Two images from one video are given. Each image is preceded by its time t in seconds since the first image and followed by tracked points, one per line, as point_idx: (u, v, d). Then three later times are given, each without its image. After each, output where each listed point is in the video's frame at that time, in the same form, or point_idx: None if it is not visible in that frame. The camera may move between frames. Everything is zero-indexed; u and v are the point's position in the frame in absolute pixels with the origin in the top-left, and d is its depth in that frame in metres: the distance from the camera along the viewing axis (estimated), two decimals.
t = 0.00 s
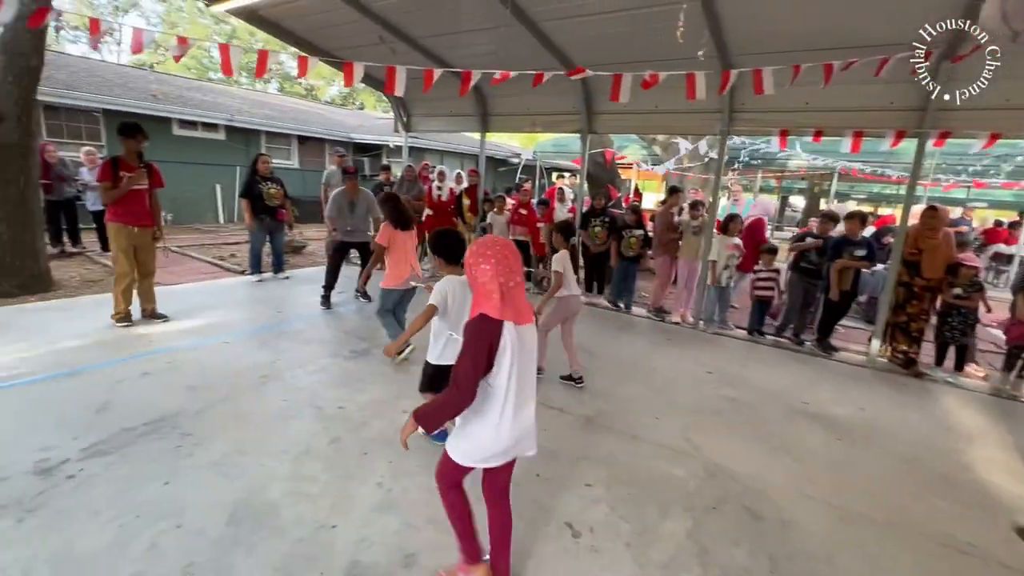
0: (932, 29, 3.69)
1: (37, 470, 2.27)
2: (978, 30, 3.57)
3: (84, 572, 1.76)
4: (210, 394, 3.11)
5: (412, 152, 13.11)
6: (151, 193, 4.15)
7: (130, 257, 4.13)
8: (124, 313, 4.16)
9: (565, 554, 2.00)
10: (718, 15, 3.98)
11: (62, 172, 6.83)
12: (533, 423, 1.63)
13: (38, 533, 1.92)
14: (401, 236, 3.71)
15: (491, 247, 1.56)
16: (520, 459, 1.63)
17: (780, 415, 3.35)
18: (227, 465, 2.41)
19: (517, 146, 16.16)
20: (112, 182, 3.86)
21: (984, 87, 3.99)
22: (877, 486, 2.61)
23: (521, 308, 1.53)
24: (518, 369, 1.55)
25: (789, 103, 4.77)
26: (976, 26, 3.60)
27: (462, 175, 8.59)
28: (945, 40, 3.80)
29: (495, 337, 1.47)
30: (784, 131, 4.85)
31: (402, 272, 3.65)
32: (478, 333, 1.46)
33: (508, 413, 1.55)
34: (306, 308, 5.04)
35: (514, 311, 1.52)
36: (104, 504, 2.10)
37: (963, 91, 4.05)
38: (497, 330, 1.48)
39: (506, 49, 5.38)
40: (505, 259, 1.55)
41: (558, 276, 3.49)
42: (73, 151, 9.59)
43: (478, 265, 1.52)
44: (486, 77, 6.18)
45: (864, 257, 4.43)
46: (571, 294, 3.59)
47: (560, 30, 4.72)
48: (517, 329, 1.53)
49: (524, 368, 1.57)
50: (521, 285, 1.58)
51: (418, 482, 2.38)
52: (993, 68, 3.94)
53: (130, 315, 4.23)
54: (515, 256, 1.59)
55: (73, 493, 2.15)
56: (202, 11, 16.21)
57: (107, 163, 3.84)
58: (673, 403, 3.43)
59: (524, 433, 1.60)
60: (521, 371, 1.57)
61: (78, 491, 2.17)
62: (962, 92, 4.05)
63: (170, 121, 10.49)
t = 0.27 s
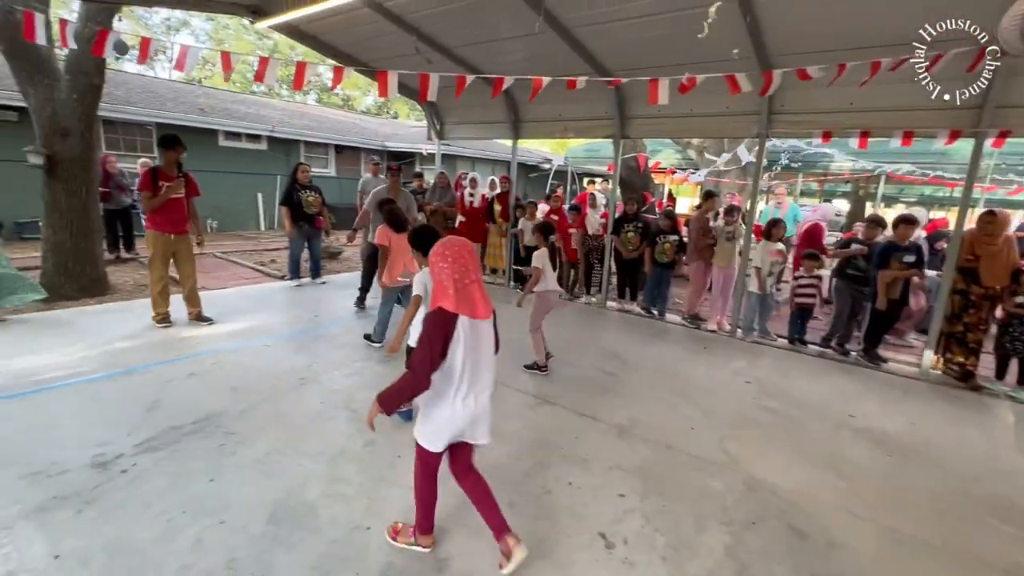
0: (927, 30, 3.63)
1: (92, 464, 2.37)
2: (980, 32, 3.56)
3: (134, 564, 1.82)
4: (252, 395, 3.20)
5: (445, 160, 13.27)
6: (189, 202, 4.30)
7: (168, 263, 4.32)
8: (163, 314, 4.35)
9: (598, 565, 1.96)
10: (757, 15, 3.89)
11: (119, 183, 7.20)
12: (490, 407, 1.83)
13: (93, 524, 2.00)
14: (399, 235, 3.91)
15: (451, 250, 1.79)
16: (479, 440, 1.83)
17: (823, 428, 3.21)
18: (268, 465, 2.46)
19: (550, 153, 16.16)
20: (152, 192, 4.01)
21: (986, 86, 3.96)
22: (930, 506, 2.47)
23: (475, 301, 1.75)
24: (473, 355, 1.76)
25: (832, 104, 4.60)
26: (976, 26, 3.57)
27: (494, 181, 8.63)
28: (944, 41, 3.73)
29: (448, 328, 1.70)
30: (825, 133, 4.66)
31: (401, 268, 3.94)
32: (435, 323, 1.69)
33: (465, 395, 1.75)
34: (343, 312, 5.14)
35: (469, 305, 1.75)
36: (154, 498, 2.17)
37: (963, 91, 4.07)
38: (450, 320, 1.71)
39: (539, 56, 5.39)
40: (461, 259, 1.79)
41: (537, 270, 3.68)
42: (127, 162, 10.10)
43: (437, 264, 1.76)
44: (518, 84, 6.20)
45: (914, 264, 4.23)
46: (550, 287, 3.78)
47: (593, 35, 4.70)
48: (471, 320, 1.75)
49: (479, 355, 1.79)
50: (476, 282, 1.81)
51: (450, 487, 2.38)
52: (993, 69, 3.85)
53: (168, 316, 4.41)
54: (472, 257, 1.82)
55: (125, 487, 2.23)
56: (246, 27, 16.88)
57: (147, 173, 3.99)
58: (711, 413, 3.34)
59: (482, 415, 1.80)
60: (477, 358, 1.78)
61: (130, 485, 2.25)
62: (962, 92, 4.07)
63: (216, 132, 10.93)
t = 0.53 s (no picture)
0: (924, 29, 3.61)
1: (137, 462, 2.45)
2: (979, 32, 3.52)
3: (175, 560, 1.86)
4: (285, 397, 3.26)
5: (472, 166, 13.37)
6: (218, 209, 4.42)
7: (200, 268, 4.44)
8: (201, 317, 4.48)
9: None
10: (791, 15, 3.80)
11: (163, 191, 7.48)
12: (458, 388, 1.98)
13: (137, 520, 2.06)
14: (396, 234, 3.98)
15: (424, 241, 1.86)
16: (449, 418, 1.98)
17: (862, 440, 3.09)
18: (301, 466, 2.50)
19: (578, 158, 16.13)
20: (184, 199, 4.14)
21: (985, 86, 3.93)
22: (978, 525, 2.34)
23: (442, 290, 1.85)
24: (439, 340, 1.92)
25: (871, 105, 4.43)
26: (976, 26, 3.52)
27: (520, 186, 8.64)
28: (945, 41, 3.68)
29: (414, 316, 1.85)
30: (865, 134, 4.56)
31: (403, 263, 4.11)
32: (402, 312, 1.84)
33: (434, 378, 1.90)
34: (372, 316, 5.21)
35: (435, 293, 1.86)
36: (193, 496, 2.22)
37: (963, 91, 4.04)
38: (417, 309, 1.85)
39: (566, 62, 5.39)
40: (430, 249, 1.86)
41: (521, 268, 4.12)
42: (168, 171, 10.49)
43: (406, 255, 1.85)
44: (546, 90, 6.20)
45: (961, 270, 4.05)
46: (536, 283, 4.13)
47: (622, 40, 4.67)
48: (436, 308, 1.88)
49: (445, 339, 1.94)
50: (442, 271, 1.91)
51: (478, 492, 2.38)
52: (992, 69, 3.80)
53: (206, 320, 4.55)
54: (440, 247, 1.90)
55: (167, 485, 2.29)
56: (280, 39, 17.38)
57: (180, 182, 4.13)
58: (744, 423, 3.25)
59: (451, 395, 1.94)
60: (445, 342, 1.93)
61: (171, 483, 2.31)
62: (962, 92, 4.04)
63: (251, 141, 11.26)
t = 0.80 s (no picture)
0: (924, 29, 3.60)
1: (176, 460, 2.53)
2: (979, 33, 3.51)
3: (212, 557, 1.91)
4: (315, 399, 3.32)
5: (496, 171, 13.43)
6: (251, 215, 4.53)
7: (232, 272, 4.55)
8: (235, 320, 4.62)
9: None
10: (824, 15, 3.72)
11: (199, 198, 7.73)
12: (438, 373, 2.25)
13: (177, 516, 2.12)
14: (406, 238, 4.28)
15: (406, 242, 2.14)
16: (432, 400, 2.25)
17: (901, 453, 2.98)
18: (332, 467, 2.54)
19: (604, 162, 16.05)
20: (218, 205, 4.28)
21: (986, 86, 3.92)
22: None
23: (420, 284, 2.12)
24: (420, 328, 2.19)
25: (909, 105, 4.28)
26: (976, 27, 3.51)
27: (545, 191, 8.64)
28: (945, 41, 3.66)
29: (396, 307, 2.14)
30: (902, 134, 4.36)
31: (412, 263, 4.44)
32: (387, 304, 2.14)
33: (414, 363, 2.18)
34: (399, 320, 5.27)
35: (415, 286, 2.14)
36: (229, 495, 2.28)
37: (963, 91, 4.02)
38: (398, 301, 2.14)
39: (592, 66, 5.37)
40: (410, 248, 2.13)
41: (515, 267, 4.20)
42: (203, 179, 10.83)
43: (391, 254, 2.12)
44: (572, 95, 6.19)
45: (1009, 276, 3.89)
46: (529, 280, 4.27)
47: (648, 44, 4.65)
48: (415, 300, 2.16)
49: (427, 328, 2.22)
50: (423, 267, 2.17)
51: (505, 497, 2.37)
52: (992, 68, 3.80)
53: (240, 323, 4.67)
54: (421, 246, 2.17)
55: (204, 483, 2.36)
56: (310, 50, 17.80)
57: (214, 189, 4.26)
58: (776, 432, 3.17)
59: (432, 376, 2.24)
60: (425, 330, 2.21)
61: (208, 481, 2.38)
62: (962, 92, 4.02)
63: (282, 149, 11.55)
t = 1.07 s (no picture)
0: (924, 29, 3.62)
1: (208, 459, 2.59)
2: (979, 33, 3.53)
3: (242, 553, 1.96)
4: (340, 401, 3.37)
5: (517, 175, 13.46)
6: (281, 219, 4.63)
7: (262, 275, 4.65)
8: (263, 322, 4.72)
9: None
10: (854, 13, 3.64)
11: (229, 203, 7.94)
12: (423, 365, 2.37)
13: (209, 513, 2.18)
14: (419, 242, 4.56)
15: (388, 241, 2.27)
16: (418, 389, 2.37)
17: (937, 463, 2.89)
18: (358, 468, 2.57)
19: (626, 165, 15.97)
20: (249, 211, 4.36)
21: (986, 87, 3.92)
22: None
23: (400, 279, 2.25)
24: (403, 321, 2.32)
25: (941, 103, 4.16)
26: (976, 26, 3.53)
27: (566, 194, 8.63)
28: (945, 41, 3.69)
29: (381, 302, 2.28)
30: (937, 133, 4.23)
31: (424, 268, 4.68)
32: (371, 298, 2.29)
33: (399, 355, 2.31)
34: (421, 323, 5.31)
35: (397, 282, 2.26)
36: (259, 493, 2.33)
37: (962, 91, 4.03)
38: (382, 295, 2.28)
39: (615, 69, 5.36)
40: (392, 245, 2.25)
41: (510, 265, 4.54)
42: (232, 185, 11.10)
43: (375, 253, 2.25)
44: (594, 98, 6.17)
45: None
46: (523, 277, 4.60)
47: (672, 46, 4.62)
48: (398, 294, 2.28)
49: (409, 323, 2.34)
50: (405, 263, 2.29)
51: (528, 501, 2.37)
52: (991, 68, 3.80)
53: (267, 325, 4.78)
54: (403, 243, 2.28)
55: (235, 481, 2.41)
56: (334, 57, 18.12)
57: (245, 195, 4.35)
58: (804, 439, 3.10)
59: (419, 368, 2.36)
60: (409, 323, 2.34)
61: (238, 479, 2.43)
62: (962, 92, 4.02)
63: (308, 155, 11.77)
